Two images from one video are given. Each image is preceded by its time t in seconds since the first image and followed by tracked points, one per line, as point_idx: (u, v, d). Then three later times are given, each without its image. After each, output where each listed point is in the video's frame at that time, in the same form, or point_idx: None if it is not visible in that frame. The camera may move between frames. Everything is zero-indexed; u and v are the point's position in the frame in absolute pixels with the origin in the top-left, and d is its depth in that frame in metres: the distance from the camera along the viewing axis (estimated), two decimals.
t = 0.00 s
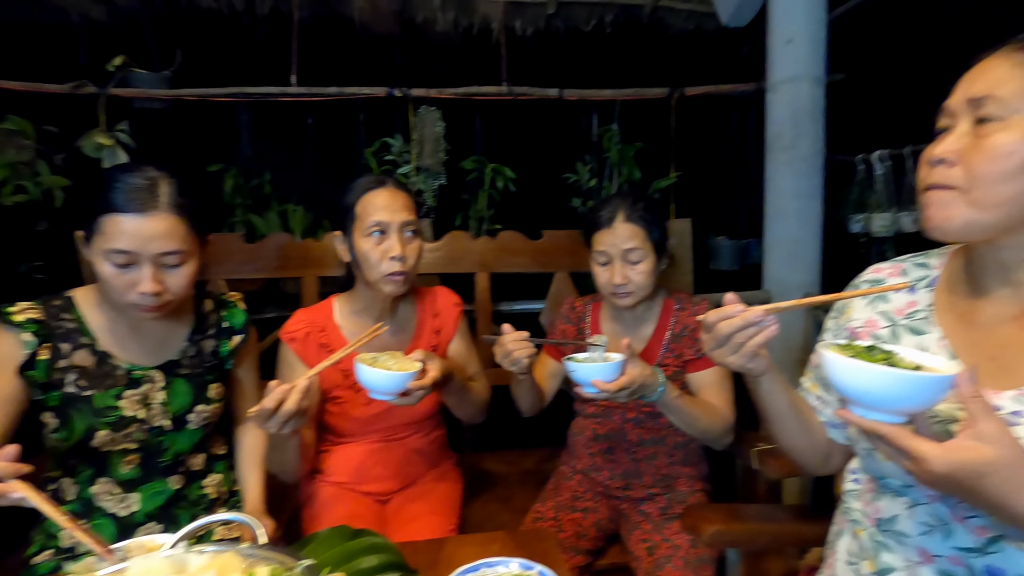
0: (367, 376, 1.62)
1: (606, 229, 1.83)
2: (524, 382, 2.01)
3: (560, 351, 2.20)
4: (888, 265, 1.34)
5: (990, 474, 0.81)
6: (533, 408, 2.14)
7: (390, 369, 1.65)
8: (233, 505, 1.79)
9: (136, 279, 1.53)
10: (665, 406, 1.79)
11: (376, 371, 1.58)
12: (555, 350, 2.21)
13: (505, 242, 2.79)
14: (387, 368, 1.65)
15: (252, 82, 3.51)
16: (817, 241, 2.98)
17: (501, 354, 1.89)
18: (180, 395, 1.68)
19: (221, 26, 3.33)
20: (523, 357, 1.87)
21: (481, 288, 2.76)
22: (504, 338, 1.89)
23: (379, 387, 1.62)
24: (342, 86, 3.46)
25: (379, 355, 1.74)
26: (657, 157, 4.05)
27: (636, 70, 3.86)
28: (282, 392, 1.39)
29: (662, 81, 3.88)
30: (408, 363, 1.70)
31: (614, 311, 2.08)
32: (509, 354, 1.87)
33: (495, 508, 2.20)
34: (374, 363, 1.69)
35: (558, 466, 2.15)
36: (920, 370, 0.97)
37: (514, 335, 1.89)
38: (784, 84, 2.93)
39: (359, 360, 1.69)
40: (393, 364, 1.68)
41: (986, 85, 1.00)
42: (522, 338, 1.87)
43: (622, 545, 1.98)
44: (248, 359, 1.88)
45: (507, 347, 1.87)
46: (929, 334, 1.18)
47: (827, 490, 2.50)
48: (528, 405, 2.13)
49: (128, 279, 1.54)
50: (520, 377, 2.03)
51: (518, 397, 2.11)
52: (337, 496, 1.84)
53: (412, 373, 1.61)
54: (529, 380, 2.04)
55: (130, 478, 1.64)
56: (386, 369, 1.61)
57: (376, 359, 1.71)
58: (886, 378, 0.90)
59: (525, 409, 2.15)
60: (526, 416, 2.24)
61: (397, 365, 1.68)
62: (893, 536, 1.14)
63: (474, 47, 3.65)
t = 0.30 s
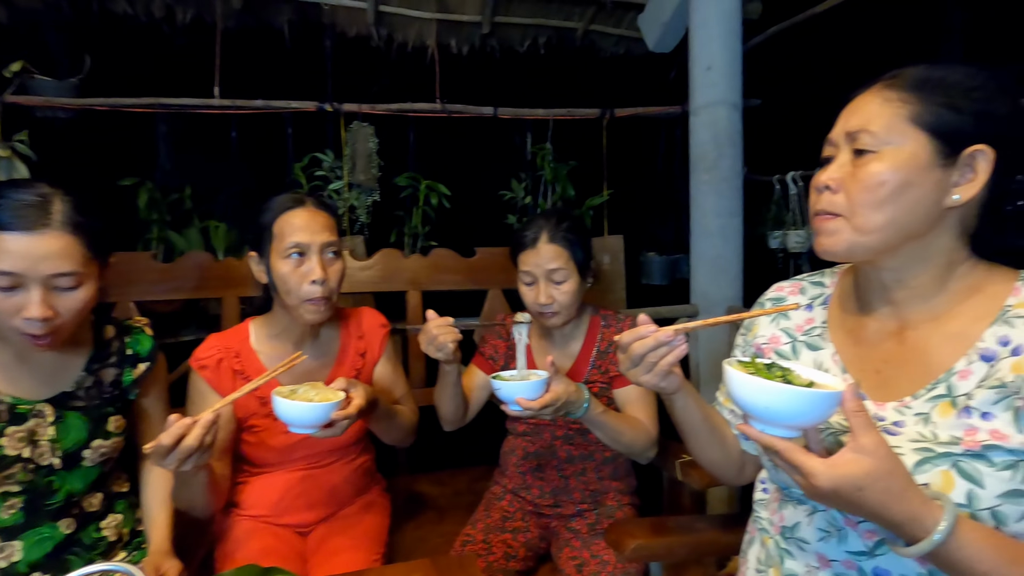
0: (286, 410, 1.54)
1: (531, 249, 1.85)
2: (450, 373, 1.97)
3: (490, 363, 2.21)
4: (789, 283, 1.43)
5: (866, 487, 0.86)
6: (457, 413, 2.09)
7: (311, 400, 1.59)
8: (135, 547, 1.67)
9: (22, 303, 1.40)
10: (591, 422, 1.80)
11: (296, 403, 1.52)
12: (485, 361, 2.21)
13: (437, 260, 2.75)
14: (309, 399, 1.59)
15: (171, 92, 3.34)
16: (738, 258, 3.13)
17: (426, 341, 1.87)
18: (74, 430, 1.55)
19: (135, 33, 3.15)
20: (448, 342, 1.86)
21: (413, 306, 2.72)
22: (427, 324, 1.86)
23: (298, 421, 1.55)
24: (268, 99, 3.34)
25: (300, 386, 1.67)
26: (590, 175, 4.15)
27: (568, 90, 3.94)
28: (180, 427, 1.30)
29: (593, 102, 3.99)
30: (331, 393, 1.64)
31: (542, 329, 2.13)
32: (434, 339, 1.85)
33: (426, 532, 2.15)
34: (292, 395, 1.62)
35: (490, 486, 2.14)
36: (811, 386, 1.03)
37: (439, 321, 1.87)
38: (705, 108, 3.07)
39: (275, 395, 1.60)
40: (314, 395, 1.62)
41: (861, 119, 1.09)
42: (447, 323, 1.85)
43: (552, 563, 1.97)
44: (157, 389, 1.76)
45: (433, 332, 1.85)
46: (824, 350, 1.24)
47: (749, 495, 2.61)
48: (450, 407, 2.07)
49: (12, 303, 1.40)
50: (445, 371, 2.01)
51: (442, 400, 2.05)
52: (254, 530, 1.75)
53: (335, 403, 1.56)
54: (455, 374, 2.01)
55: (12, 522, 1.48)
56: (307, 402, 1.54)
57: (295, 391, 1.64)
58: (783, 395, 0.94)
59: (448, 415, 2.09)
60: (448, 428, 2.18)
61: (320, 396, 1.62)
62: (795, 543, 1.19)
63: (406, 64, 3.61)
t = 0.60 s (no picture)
0: (216, 417, 1.47)
1: (474, 246, 1.84)
2: (395, 383, 1.96)
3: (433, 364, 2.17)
4: (721, 279, 1.47)
5: (782, 477, 0.87)
6: (405, 420, 2.10)
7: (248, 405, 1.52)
8: (47, 559, 1.57)
9: None
10: (534, 416, 1.80)
11: (229, 407, 1.45)
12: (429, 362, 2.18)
13: (384, 256, 2.68)
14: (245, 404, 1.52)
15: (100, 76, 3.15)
16: (685, 256, 3.18)
17: (369, 353, 1.81)
18: None
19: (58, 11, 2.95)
20: (392, 353, 1.82)
21: (358, 303, 2.61)
22: (371, 336, 1.81)
23: (230, 429, 1.48)
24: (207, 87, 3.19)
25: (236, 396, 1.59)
26: (543, 173, 4.15)
27: (521, 88, 3.94)
28: (90, 432, 1.22)
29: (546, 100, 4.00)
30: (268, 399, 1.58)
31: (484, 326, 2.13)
32: (377, 352, 1.80)
33: (369, 532, 2.11)
34: (224, 403, 1.55)
35: (435, 485, 2.11)
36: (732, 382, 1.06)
37: (383, 331, 1.81)
38: (653, 108, 3.09)
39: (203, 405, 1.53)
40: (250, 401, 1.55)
41: (783, 117, 1.12)
42: (390, 335, 1.80)
43: (495, 561, 1.96)
44: (75, 391, 1.66)
45: (376, 344, 1.79)
46: (752, 343, 1.27)
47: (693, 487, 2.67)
48: (398, 411, 2.05)
49: None
50: (390, 379, 1.98)
51: (389, 408, 2.05)
52: (178, 537, 1.65)
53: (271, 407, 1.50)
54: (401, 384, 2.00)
55: None
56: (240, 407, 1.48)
57: (226, 399, 1.57)
58: (704, 393, 0.95)
59: (395, 423, 2.09)
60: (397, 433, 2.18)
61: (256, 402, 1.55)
62: (722, 531, 1.22)
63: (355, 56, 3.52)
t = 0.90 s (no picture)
0: (170, 405, 1.42)
1: (438, 229, 1.84)
2: (365, 368, 1.93)
3: (401, 354, 2.17)
4: (686, 264, 1.48)
5: (737, 456, 0.87)
6: (374, 408, 2.07)
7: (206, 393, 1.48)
8: None
9: None
10: (502, 393, 1.79)
11: (183, 396, 1.40)
12: (396, 353, 2.18)
13: (353, 241, 2.62)
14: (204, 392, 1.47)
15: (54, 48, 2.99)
16: (657, 246, 3.17)
17: (344, 336, 1.78)
18: None
19: None
20: (368, 337, 1.79)
21: (325, 288, 2.53)
22: (346, 319, 1.77)
23: (186, 418, 1.43)
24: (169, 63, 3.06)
25: (193, 382, 1.54)
26: (517, 161, 4.11)
27: (496, 74, 3.89)
28: (31, 413, 1.17)
29: (522, 87, 3.96)
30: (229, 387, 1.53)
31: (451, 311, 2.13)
32: (355, 336, 1.77)
33: (336, 518, 2.08)
34: (181, 390, 1.49)
35: (401, 472, 2.09)
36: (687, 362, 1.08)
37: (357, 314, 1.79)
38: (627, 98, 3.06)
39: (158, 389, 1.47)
40: (209, 388, 1.51)
41: (746, 100, 1.12)
42: (366, 318, 1.77)
43: (461, 546, 1.95)
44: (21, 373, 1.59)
45: (352, 327, 1.76)
46: (713, 327, 1.28)
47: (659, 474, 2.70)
48: (369, 400, 2.04)
49: None
50: (361, 364, 1.95)
51: (358, 395, 2.02)
52: (130, 524, 1.60)
53: (230, 395, 1.46)
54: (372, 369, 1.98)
55: None
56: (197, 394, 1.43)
57: (184, 385, 1.51)
58: (659, 371, 0.97)
59: (364, 410, 2.07)
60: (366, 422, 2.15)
61: (215, 390, 1.51)
62: (680, 512, 1.23)
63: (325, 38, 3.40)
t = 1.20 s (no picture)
0: (155, 410, 1.41)
1: (418, 231, 1.85)
2: (348, 362, 1.92)
3: (383, 357, 2.15)
4: (664, 269, 1.49)
5: (710, 462, 0.88)
6: (354, 408, 2.06)
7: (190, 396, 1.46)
8: None
9: None
10: (483, 392, 1.78)
11: (168, 399, 1.39)
12: (378, 355, 2.16)
13: (337, 242, 2.59)
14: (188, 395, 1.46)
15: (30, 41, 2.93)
16: (640, 250, 3.17)
17: (330, 326, 1.76)
18: None
19: None
20: (354, 327, 1.78)
21: (307, 288, 2.49)
22: (331, 309, 1.76)
23: (170, 421, 1.43)
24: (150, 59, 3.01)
25: (170, 386, 1.52)
26: (504, 165, 4.11)
27: (483, 76, 3.88)
28: None
29: (509, 90, 3.96)
30: (213, 389, 1.53)
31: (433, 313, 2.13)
32: (340, 325, 1.75)
33: (315, 522, 2.06)
34: (164, 394, 1.47)
35: (381, 475, 2.08)
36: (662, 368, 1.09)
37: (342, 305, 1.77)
38: (613, 103, 3.08)
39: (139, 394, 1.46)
40: (194, 390, 1.50)
41: (722, 108, 1.14)
42: (352, 309, 1.76)
43: (440, 550, 1.94)
44: None
45: (337, 318, 1.74)
46: (690, 332, 1.29)
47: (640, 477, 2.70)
48: (349, 400, 2.03)
49: None
50: (343, 359, 1.94)
51: (339, 394, 2.01)
52: (100, 529, 1.56)
53: (216, 397, 1.45)
54: (354, 366, 1.97)
55: None
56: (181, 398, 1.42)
57: (166, 389, 1.49)
58: (634, 377, 0.97)
59: (343, 410, 2.06)
60: (345, 424, 2.13)
61: (199, 393, 1.50)
62: (656, 516, 1.24)
63: (310, 36, 3.38)
